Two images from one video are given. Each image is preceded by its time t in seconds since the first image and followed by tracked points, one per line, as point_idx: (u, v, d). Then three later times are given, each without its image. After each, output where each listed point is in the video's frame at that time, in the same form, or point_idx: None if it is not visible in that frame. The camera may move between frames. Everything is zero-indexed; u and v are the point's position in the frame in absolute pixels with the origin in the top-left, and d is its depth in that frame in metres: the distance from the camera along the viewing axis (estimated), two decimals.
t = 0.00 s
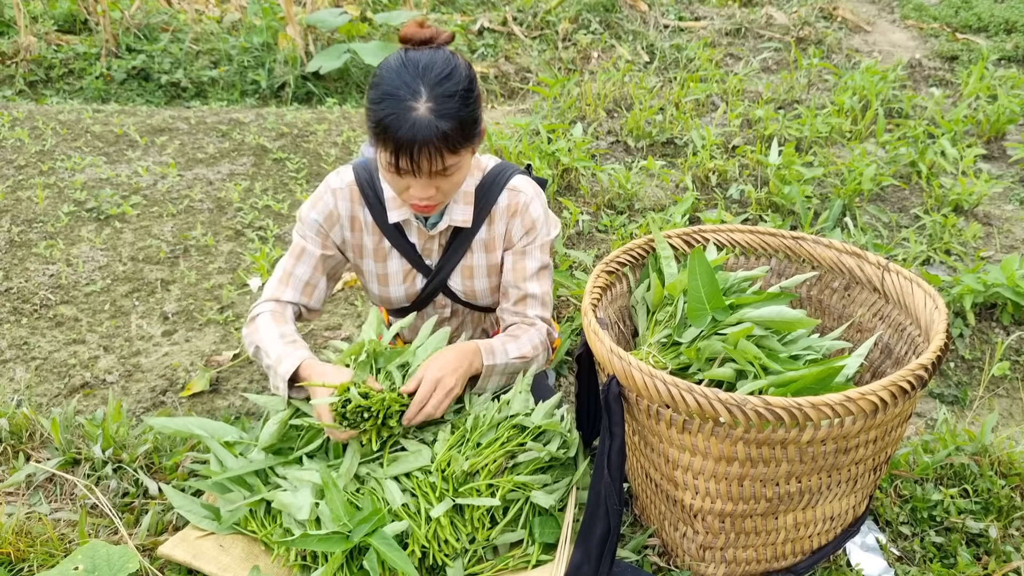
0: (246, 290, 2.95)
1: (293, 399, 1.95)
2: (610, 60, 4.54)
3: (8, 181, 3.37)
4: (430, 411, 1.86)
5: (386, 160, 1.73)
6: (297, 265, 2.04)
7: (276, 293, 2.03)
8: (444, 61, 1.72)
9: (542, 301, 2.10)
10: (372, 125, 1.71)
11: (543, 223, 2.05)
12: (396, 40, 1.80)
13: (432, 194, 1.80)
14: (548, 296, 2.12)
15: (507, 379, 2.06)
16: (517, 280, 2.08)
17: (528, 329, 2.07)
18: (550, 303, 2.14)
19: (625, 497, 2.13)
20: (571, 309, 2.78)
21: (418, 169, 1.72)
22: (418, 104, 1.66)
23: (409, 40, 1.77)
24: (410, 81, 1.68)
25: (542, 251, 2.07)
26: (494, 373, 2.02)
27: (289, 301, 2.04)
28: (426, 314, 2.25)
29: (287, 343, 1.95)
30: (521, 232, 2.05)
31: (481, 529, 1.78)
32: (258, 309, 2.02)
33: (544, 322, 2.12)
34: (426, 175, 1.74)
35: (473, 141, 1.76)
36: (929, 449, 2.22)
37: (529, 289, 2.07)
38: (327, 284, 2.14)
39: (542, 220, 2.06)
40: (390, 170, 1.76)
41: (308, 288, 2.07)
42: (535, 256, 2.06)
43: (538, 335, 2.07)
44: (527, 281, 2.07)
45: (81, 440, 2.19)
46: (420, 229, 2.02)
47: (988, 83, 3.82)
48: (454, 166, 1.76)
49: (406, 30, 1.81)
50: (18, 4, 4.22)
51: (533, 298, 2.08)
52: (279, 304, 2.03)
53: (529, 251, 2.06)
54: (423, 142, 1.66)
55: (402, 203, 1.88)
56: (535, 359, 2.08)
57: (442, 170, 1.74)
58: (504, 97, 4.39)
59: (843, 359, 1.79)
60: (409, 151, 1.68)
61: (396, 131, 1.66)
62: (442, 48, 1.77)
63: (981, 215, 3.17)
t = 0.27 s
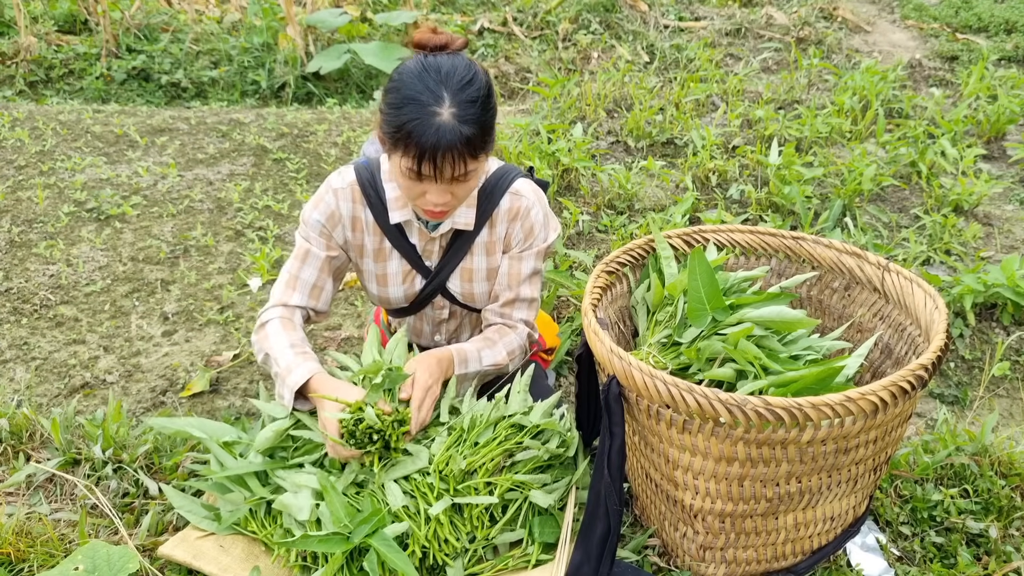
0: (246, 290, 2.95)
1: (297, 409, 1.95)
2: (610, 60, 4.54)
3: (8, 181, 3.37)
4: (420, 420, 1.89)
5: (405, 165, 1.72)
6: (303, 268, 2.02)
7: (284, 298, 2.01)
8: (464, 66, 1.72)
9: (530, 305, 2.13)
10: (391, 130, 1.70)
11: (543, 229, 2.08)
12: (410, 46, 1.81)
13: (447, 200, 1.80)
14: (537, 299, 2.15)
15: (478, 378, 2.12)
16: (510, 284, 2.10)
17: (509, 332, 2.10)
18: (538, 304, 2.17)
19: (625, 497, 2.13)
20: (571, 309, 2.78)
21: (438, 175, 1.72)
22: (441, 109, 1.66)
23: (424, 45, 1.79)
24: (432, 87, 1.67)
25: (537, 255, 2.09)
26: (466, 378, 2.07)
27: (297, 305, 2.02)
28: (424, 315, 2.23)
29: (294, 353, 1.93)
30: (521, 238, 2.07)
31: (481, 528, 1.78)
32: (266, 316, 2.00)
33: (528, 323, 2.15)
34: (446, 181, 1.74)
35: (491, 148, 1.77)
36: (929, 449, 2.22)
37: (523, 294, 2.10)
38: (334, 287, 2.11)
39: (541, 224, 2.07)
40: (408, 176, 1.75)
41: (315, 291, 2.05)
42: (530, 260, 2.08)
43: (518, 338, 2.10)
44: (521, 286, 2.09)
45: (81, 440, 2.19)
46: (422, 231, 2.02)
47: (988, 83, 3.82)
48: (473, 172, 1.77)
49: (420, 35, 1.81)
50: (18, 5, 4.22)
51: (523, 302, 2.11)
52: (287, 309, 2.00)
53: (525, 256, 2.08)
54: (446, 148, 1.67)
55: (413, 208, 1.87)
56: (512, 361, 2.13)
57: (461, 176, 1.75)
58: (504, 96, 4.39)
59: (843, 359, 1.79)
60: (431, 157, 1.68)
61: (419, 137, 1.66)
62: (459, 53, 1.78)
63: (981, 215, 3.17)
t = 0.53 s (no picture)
0: (246, 290, 2.96)
1: (300, 413, 1.94)
2: (610, 60, 4.54)
3: (8, 181, 3.38)
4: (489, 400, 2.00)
5: (398, 167, 1.72)
6: (305, 272, 2.03)
7: (286, 303, 2.01)
8: (456, 67, 1.72)
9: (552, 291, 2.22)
10: (384, 132, 1.70)
11: (548, 224, 2.10)
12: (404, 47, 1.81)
13: (442, 202, 1.80)
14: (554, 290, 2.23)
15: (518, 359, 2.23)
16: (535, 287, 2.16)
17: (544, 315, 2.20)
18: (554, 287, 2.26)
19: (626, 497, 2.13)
20: (571, 309, 2.78)
21: (431, 177, 1.72)
22: (433, 111, 1.66)
23: (417, 46, 1.79)
24: (424, 88, 1.67)
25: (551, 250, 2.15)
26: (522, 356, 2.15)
27: (301, 309, 2.03)
28: (425, 315, 2.23)
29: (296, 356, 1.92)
30: (528, 235, 2.08)
31: (481, 529, 1.78)
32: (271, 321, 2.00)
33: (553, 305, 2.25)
34: (439, 183, 1.73)
35: (486, 149, 1.77)
36: (929, 450, 2.22)
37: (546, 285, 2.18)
38: (337, 289, 2.12)
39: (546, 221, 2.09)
40: (402, 177, 1.75)
41: (318, 294, 2.06)
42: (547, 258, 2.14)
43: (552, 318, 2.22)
44: (544, 279, 2.17)
45: (81, 440, 2.19)
46: (421, 233, 2.01)
47: (989, 83, 3.82)
48: (467, 173, 1.76)
49: (414, 36, 1.81)
50: (18, 5, 4.22)
51: (547, 291, 2.19)
52: (291, 313, 2.01)
53: (541, 252, 2.12)
54: (438, 149, 1.66)
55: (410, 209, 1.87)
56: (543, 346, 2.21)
57: (455, 177, 1.74)
58: (504, 97, 4.40)
59: (843, 359, 1.79)
60: (424, 158, 1.68)
61: (411, 139, 1.65)
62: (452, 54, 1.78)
63: (981, 214, 3.17)
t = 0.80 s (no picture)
0: (246, 290, 2.96)
1: (320, 407, 1.96)
2: (610, 60, 4.55)
3: (9, 181, 3.38)
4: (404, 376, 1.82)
5: (373, 158, 1.74)
6: (315, 271, 2.03)
7: (300, 304, 2.02)
8: (435, 60, 1.71)
9: (551, 297, 2.06)
10: (360, 123, 1.72)
11: (543, 222, 2.03)
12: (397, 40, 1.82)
13: (421, 194, 1.80)
14: (558, 291, 2.08)
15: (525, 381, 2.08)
16: (523, 281, 2.06)
17: (539, 324, 2.03)
18: (561, 297, 2.09)
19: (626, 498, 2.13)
20: (571, 309, 2.78)
21: (403, 168, 1.72)
22: (404, 103, 1.66)
23: (407, 41, 1.80)
24: (398, 80, 1.67)
25: (544, 246, 2.04)
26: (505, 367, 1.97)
27: (317, 308, 2.03)
28: (424, 313, 2.23)
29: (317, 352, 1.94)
30: (520, 230, 2.03)
31: (482, 529, 1.78)
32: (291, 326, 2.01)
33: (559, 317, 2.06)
34: (412, 175, 1.73)
35: (464, 142, 1.74)
36: (929, 450, 2.22)
37: (536, 285, 2.04)
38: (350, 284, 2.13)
39: (542, 219, 2.02)
40: (378, 169, 1.76)
41: (331, 291, 2.06)
42: (536, 253, 2.03)
43: (550, 330, 2.02)
44: (533, 277, 2.04)
45: (81, 440, 2.19)
46: (419, 229, 2.01)
47: (989, 83, 3.82)
48: (442, 167, 1.75)
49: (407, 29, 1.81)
50: (18, 5, 4.22)
51: (542, 293, 2.04)
52: (306, 313, 2.01)
53: (531, 249, 2.03)
54: (407, 141, 1.66)
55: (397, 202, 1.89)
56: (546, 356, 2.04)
57: (429, 170, 1.73)
58: (504, 97, 4.40)
59: (843, 359, 1.79)
60: (393, 150, 1.68)
61: (381, 130, 1.66)
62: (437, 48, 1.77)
63: (981, 215, 3.17)
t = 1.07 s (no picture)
0: (246, 290, 2.96)
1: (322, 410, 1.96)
2: (610, 60, 4.55)
3: (9, 181, 3.38)
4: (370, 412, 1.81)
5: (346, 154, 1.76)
6: (321, 280, 2.05)
7: (312, 314, 2.06)
8: (408, 59, 1.70)
9: (534, 305, 2.01)
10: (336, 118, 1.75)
11: (534, 224, 2.00)
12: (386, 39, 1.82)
13: (394, 193, 1.80)
14: (543, 299, 2.03)
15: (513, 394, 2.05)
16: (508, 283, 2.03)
17: (516, 340, 1.99)
18: (547, 305, 2.04)
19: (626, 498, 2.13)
20: (571, 309, 2.78)
21: (370, 166, 1.72)
22: (371, 100, 1.66)
23: (395, 39, 1.79)
24: (369, 78, 1.68)
25: (533, 252, 2.01)
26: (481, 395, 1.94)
27: (326, 316, 2.06)
28: (422, 314, 2.23)
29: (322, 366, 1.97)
30: (512, 233, 2.00)
31: (483, 531, 1.79)
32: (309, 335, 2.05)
33: (540, 328, 2.02)
34: (380, 173, 1.74)
35: (433, 142, 1.73)
36: (929, 450, 2.22)
37: (519, 292, 2.00)
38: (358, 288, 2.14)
39: (534, 222, 2.00)
40: (352, 165, 1.78)
41: (339, 297, 2.07)
42: (524, 257, 2.00)
43: (526, 345, 1.99)
44: (516, 282, 2.01)
45: (81, 440, 2.19)
46: (414, 232, 2.01)
47: (989, 83, 3.82)
48: (411, 166, 1.74)
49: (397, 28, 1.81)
50: (18, 5, 4.22)
51: (524, 301, 2.00)
52: (317, 323, 2.05)
53: (519, 251, 2.00)
54: (371, 138, 1.67)
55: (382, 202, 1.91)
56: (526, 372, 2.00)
57: (398, 169, 1.73)
58: (504, 97, 4.40)
59: (843, 359, 1.79)
60: (359, 146, 1.69)
61: (348, 126, 1.68)
62: (416, 46, 1.76)
63: (981, 215, 3.17)
